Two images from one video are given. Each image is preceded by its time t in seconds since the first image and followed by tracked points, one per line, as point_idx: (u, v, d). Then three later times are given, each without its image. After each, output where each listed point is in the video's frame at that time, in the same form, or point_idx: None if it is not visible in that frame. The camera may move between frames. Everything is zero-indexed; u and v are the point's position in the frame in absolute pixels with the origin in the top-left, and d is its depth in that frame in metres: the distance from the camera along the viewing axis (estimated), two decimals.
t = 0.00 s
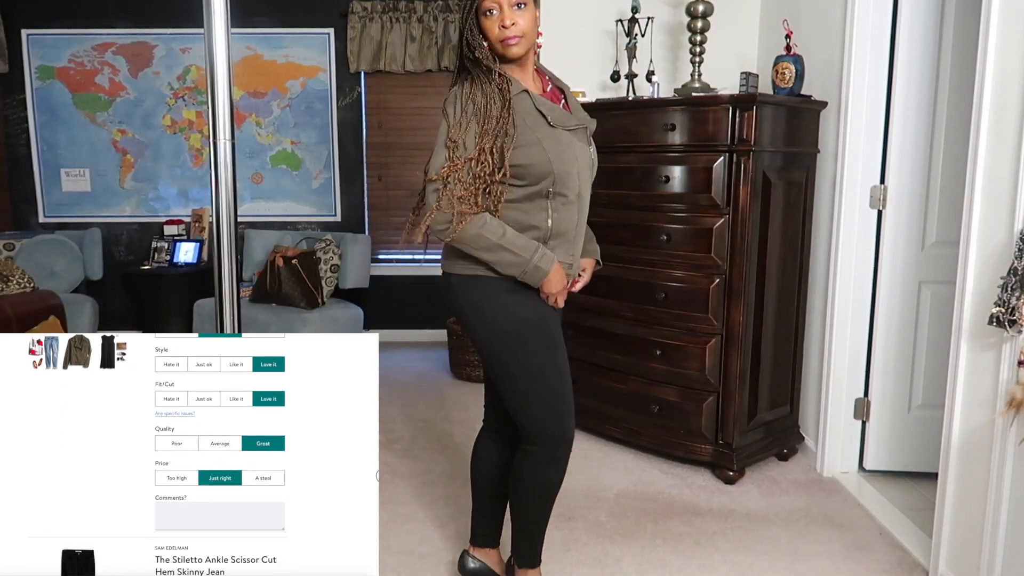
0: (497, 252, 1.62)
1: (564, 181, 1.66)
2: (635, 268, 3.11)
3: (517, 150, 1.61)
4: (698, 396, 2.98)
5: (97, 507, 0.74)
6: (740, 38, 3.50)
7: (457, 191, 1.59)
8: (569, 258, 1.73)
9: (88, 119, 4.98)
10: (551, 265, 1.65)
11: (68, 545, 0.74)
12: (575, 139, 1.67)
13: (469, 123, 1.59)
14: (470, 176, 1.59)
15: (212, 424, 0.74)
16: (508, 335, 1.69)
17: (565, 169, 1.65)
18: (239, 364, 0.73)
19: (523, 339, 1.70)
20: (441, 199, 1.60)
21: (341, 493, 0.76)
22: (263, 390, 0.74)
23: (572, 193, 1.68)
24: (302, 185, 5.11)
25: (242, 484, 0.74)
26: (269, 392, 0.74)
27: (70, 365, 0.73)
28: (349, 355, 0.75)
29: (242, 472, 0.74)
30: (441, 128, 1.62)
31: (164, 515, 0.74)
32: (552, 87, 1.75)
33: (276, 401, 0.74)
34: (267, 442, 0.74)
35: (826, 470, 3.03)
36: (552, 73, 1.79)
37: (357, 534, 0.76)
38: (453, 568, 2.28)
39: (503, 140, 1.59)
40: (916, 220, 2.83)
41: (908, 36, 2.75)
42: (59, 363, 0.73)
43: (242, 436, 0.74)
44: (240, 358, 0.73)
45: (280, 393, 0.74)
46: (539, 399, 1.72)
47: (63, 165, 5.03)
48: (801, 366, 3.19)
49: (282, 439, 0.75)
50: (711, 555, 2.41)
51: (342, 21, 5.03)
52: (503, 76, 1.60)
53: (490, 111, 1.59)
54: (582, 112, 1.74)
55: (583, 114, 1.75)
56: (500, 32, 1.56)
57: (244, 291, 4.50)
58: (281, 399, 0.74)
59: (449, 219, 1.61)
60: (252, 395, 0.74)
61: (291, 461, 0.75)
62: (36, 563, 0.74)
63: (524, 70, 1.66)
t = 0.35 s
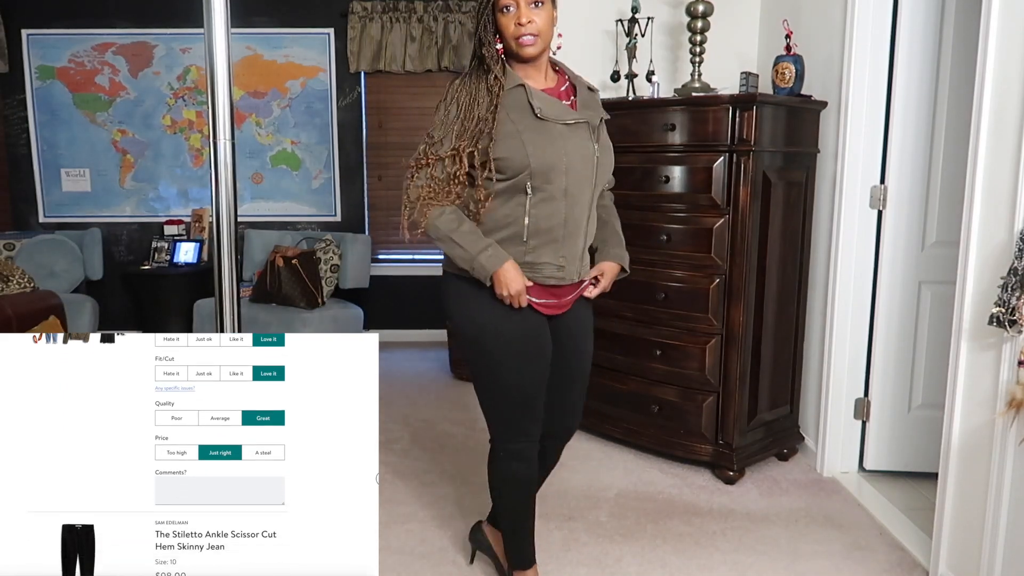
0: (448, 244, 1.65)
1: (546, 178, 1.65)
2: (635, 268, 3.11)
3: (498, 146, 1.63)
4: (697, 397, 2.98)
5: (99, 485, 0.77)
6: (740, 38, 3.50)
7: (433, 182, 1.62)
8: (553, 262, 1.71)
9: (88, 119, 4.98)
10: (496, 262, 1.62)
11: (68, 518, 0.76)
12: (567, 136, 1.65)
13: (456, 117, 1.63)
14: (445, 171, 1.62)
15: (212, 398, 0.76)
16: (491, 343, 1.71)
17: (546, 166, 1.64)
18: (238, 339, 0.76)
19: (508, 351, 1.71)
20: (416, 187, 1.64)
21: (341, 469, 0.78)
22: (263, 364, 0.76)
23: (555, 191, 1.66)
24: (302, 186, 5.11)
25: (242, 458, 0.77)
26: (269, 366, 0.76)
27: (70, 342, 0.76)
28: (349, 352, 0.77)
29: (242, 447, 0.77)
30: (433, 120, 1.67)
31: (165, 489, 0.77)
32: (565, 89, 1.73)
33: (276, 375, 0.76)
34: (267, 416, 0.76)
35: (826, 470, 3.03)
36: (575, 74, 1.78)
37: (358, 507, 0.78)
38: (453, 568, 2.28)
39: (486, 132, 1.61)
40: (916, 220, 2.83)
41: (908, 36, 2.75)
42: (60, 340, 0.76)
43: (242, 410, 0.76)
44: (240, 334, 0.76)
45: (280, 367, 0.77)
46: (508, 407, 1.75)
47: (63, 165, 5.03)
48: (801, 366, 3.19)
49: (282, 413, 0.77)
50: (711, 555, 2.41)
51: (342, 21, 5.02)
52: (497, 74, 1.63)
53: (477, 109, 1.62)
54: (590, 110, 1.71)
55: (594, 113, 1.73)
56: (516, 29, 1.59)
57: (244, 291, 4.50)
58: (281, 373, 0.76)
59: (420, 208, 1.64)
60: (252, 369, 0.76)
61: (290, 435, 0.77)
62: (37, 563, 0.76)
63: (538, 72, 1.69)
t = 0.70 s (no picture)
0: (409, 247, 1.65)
1: (512, 183, 1.57)
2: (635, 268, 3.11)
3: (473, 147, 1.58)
4: (697, 397, 2.99)
5: (96, 445, 0.74)
6: (740, 38, 3.50)
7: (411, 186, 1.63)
8: (522, 268, 1.63)
9: (88, 119, 4.98)
10: (449, 274, 1.63)
11: (68, 497, 0.74)
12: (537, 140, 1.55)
13: (440, 120, 1.62)
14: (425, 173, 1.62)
15: (212, 375, 0.73)
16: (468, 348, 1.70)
17: (510, 171, 1.56)
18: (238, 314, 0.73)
19: (488, 364, 1.68)
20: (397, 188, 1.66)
21: (342, 452, 0.76)
22: (263, 342, 0.74)
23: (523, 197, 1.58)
24: (302, 185, 5.11)
25: (242, 436, 0.74)
26: (269, 343, 0.74)
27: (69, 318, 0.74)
28: (349, 350, 0.75)
29: (242, 424, 0.74)
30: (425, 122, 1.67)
31: (165, 467, 0.74)
32: (567, 87, 1.61)
33: (276, 352, 0.74)
34: (267, 394, 0.74)
35: (826, 470, 3.03)
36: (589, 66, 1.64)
37: (358, 490, 0.76)
38: (453, 568, 2.28)
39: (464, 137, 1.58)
40: (916, 220, 2.83)
41: (908, 36, 2.75)
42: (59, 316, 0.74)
43: (243, 387, 0.74)
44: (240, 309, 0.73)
45: (280, 344, 0.74)
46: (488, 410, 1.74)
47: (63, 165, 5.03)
48: (801, 366, 3.19)
49: (282, 391, 0.74)
50: (711, 555, 2.41)
51: (342, 21, 5.02)
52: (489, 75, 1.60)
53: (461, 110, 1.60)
54: (577, 110, 1.57)
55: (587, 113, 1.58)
56: (525, 23, 1.53)
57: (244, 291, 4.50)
58: (281, 350, 0.74)
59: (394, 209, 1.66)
60: (252, 346, 0.74)
61: (291, 412, 0.75)
62: (37, 552, 0.73)
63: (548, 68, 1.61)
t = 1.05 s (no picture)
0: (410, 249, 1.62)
1: (510, 191, 1.45)
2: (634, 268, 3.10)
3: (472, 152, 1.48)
4: (697, 397, 2.99)
5: (95, 423, 0.75)
6: (740, 38, 3.50)
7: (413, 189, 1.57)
8: (527, 283, 1.51)
9: (88, 119, 4.98)
10: (432, 270, 1.58)
11: (68, 472, 0.75)
12: (532, 144, 1.42)
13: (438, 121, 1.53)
14: (426, 171, 1.57)
15: (213, 349, 0.74)
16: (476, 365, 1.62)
17: (504, 178, 1.45)
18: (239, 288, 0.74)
19: (499, 380, 1.60)
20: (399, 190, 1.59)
21: (343, 431, 0.77)
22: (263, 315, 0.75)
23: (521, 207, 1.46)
24: (302, 185, 5.11)
25: (242, 410, 0.75)
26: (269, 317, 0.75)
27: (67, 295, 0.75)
28: (348, 351, 0.76)
29: (242, 399, 0.75)
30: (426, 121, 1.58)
31: (165, 441, 0.75)
32: (575, 83, 1.48)
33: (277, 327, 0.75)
34: (267, 368, 0.75)
35: (826, 470, 3.03)
36: (604, 57, 1.50)
37: (357, 468, 0.77)
38: (453, 568, 2.28)
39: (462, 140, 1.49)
40: (916, 221, 2.83)
41: (908, 36, 2.75)
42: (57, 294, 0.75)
43: (243, 362, 0.75)
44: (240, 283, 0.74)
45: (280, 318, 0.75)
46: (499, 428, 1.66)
47: (63, 165, 5.03)
48: (802, 365, 3.20)
49: (282, 366, 0.75)
50: (711, 555, 2.41)
51: (342, 21, 5.02)
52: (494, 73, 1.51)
53: (460, 112, 1.50)
54: (578, 109, 1.43)
55: (591, 110, 1.43)
56: (534, 14, 1.42)
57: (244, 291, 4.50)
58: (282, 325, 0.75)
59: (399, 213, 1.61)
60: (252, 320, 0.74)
61: (291, 387, 0.76)
62: (40, 527, 0.75)
63: (558, 62, 1.49)
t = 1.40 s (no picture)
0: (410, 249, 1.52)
1: (501, 193, 1.35)
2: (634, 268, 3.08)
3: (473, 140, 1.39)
4: (697, 397, 2.99)
5: (96, 396, 0.77)
6: (740, 38, 3.50)
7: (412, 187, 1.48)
8: (519, 288, 1.39)
9: (88, 119, 4.98)
10: (432, 262, 1.48)
11: (68, 443, 0.77)
12: (524, 143, 1.31)
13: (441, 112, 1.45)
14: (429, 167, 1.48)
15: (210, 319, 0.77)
16: (474, 384, 1.45)
17: (495, 178, 1.34)
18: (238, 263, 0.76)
19: (505, 390, 1.43)
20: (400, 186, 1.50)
21: (343, 408, 0.78)
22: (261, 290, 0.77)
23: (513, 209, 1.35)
24: (302, 185, 5.11)
25: (242, 381, 0.77)
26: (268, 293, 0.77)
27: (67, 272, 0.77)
28: (349, 350, 0.78)
29: (242, 370, 0.77)
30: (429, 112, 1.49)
31: (164, 413, 0.78)
32: (580, 72, 1.37)
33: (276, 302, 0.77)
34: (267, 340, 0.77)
35: (826, 470, 3.03)
36: (617, 41, 1.38)
37: (357, 429, 0.79)
38: (453, 568, 2.28)
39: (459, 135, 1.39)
40: (916, 220, 2.83)
41: (908, 36, 2.75)
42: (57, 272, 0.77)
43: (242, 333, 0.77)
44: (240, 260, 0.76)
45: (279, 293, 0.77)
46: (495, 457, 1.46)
47: (63, 165, 5.04)
48: (802, 365, 3.19)
49: (281, 338, 0.77)
50: (711, 556, 2.41)
51: (342, 21, 5.02)
52: (502, 61, 1.41)
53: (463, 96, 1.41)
54: (577, 104, 1.31)
55: (592, 105, 1.31)
56: None
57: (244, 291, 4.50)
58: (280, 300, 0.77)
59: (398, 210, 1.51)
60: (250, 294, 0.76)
61: (290, 359, 0.78)
62: (43, 500, 0.78)
63: (566, 48, 1.38)
